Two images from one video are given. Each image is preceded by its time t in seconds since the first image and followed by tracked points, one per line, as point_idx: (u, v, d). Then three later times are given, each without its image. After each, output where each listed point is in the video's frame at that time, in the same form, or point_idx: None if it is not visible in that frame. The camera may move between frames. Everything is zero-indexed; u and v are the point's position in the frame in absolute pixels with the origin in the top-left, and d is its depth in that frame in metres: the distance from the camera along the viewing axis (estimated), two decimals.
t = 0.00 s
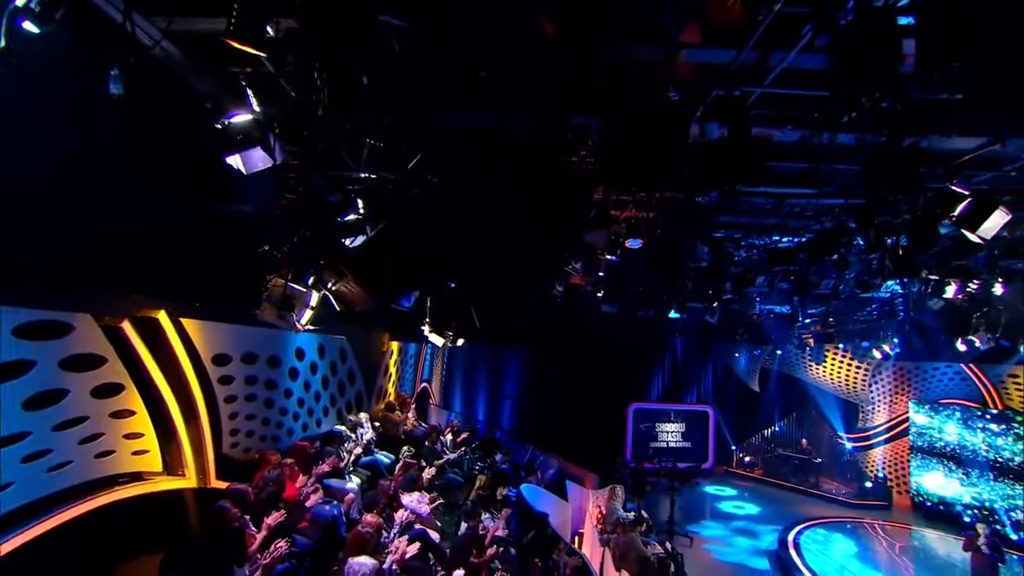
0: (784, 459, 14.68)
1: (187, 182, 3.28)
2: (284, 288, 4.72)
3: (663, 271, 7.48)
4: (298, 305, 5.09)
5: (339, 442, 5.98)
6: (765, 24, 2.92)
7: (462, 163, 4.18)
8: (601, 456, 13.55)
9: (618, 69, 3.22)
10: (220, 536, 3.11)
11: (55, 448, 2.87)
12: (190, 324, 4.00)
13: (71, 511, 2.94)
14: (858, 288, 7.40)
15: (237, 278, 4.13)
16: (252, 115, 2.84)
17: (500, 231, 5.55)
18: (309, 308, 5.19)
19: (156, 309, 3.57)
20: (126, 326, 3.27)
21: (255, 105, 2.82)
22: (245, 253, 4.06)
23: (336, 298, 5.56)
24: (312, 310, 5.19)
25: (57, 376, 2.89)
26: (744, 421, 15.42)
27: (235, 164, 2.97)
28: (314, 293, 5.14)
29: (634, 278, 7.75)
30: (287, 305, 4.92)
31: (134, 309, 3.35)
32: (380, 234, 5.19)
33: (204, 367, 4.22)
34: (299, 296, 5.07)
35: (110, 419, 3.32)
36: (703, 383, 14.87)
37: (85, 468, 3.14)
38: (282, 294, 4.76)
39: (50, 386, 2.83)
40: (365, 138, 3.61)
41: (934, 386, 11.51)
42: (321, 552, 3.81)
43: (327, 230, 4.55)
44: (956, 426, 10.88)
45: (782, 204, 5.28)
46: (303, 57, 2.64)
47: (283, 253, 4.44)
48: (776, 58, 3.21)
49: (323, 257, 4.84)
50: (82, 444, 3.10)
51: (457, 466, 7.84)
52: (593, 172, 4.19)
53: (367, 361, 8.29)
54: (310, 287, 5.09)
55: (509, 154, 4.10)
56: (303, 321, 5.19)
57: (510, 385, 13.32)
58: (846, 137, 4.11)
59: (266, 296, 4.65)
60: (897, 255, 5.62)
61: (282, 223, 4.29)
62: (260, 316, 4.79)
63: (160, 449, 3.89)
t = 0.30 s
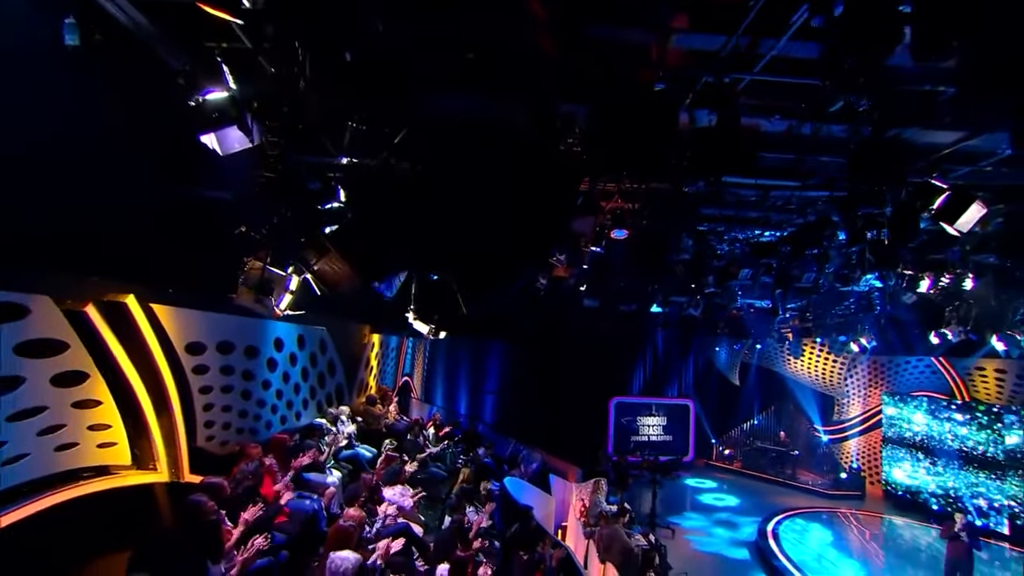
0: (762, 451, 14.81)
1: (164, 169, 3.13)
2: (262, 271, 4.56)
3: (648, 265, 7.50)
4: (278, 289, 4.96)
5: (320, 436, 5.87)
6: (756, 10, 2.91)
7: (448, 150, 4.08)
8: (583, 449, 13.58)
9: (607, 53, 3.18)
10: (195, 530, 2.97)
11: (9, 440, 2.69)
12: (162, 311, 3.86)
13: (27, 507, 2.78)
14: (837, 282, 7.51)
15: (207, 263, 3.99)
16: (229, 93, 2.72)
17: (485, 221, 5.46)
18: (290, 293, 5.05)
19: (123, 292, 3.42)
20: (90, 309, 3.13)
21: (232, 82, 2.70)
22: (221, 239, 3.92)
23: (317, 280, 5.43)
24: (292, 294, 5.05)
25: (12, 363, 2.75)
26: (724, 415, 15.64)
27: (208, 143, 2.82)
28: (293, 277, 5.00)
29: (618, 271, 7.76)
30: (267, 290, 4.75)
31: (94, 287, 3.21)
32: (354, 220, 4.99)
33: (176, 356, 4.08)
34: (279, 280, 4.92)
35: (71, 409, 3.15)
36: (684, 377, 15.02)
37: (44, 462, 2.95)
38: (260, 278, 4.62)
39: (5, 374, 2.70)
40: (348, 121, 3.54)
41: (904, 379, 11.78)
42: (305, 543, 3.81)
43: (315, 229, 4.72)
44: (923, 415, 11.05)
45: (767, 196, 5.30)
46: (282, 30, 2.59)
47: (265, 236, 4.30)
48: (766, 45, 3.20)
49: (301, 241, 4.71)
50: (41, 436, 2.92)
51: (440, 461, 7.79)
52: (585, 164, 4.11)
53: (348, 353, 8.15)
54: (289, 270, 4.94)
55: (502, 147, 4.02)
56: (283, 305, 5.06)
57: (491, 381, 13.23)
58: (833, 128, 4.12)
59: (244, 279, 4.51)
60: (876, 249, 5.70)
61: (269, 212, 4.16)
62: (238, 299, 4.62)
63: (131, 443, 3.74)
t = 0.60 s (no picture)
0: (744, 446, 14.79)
1: (145, 157, 2.98)
2: (241, 256, 4.22)
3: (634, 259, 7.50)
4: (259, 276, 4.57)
5: (302, 430, 5.71)
6: None
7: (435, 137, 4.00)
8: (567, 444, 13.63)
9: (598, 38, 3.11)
10: (170, 521, 2.93)
11: None
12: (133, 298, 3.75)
13: None
14: (820, 276, 7.57)
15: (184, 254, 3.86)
16: (205, 72, 2.66)
17: (473, 211, 5.38)
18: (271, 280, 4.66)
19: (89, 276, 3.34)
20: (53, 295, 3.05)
21: (209, 61, 2.62)
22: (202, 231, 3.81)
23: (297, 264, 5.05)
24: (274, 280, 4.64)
25: None
26: (707, 409, 15.78)
27: (186, 121, 2.92)
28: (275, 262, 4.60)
29: (604, 265, 7.74)
30: (247, 277, 4.37)
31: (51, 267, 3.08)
32: (339, 210, 4.87)
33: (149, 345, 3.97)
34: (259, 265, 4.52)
35: (32, 403, 3.04)
36: (668, 372, 15.12)
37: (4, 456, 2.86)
38: (240, 264, 4.26)
39: None
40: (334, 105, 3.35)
41: (882, 372, 12.04)
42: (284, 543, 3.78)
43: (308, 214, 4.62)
44: (897, 408, 11.39)
45: (754, 188, 5.29)
46: None
47: (245, 220, 4.03)
48: (758, 33, 3.16)
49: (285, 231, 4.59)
50: None
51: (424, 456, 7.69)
52: (576, 153, 4.07)
53: (331, 347, 8.03)
54: (270, 255, 4.57)
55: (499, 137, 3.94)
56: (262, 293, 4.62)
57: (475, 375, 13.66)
58: (822, 120, 4.13)
59: (221, 263, 4.16)
60: (860, 243, 5.74)
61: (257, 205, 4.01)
62: (216, 286, 4.24)
63: (99, 437, 3.66)
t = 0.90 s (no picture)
0: (729, 441, 15.21)
1: (119, 140, 2.85)
2: (220, 241, 3.99)
3: (622, 254, 7.47)
4: (240, 262, 4.47)
5: (284, 425, 5.59)
6: None
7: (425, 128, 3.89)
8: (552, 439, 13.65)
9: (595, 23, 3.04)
10: (145, 519, 2.82)
11: None
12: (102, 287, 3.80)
13: None
14: (805, 272, 7.61)
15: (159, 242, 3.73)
16: (181, 49, 2.48)
17: (460, 203, 5.32)
18: (251, 266, 4.52)
19: (52, 258, 3.23)
20: (10, 279, 3.05)
21: (186, 38, 2.46)
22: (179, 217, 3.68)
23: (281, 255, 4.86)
24: (254, 267, 4.53)
25: None
26: (692, 404, 15.89)
27: (159, 102, 2.70)
28: (256, 248, 4.47)
29: (591, 259, 7.72)
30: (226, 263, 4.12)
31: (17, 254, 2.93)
32: (325, 201, 4.76)
33: (121, 335, 4.00)
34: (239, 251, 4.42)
35: None
36: (653, 367, 15.18)
37: None
38: (219, 248, 4.03)
39: None
40: (317, 89, 3.26)
41: (862, 367, 12.20)
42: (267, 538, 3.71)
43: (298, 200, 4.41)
44: (875, 401, 11.72)
45: (744, 181, 5.28)
46: None
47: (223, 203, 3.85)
48: (750, 22, 3.15)
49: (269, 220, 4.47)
50: None
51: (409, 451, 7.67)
52: (567, 142, 4.00)
53: (314, 341, 7.89)
54: (251, 241, 4.43)
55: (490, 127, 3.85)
56: (243, 280, 4.51)
57: (461, 371, 13.23)
58: (813, 113, 4.12)
59: (197, 248, 3.93)
60: (846, 237, 5.78)
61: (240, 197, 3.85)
62: (193, 273, 3.98)
63: (67, 432, 3.64)
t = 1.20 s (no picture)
0: (713, 435, 15.30)
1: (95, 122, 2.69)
2: (197, 224, 3.85)
3: (610, 248, 7.43)
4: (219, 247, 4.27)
5: (266, 420, 5.45)
6: None
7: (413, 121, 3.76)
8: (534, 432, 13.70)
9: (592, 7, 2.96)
10: (112, 521, 2.68)
11: None
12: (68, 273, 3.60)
13: None
14: (791, 267, 7.64)
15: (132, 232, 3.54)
16: (154, 23, 2.47)
17: (446, 195, 5.23)
18: (230, 251, 4.36)
19: (16, 247, 3.00)
20: None
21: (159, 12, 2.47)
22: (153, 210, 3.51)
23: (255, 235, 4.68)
24: (233, 253, 4.37)
25: None
26: (676, 399, 15.96)
27: (131, 81, 2.65)
28: (236, 232, 4.31)
29: (579, 253, 7.67)
30: (201, 246, 3.98)
31: None
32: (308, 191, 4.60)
33: (93, 327, 3.87)
34: (219, 235, 4.21)
35: None
36: (639, 363, 15.21)
37: None
38: (196, 232, 3.90)
39: None
40: (301, 71, 3.20)
41: (845, 362, 12.35)
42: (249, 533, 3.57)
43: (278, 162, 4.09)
44: (854, 396, 11.97)
45: (733, 174, 5.26)
46: None
47: (200, 183, 3.59)
48: (745, 10, 3.15)
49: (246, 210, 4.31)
50: None
51: (395, 446, 7.61)
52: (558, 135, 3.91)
53: (297, 335, 7.74)
54: (229, 225, 4.28)
55: (481, 119, 3.74)
56: (222, 266, 4.34)
57: (446, 366, 13.70)
58: (805, 105, 4.10)
59: (171, 232, 3.75)
60: (833, 232, 5.81)
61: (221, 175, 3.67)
62: (166, 257, 3.86)
63: (31, 428, 3.59)
